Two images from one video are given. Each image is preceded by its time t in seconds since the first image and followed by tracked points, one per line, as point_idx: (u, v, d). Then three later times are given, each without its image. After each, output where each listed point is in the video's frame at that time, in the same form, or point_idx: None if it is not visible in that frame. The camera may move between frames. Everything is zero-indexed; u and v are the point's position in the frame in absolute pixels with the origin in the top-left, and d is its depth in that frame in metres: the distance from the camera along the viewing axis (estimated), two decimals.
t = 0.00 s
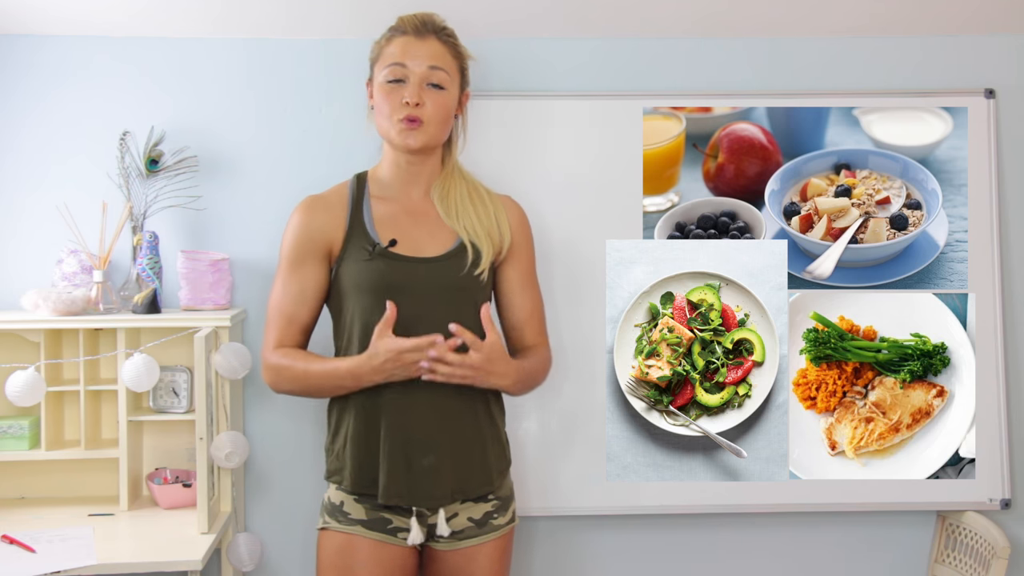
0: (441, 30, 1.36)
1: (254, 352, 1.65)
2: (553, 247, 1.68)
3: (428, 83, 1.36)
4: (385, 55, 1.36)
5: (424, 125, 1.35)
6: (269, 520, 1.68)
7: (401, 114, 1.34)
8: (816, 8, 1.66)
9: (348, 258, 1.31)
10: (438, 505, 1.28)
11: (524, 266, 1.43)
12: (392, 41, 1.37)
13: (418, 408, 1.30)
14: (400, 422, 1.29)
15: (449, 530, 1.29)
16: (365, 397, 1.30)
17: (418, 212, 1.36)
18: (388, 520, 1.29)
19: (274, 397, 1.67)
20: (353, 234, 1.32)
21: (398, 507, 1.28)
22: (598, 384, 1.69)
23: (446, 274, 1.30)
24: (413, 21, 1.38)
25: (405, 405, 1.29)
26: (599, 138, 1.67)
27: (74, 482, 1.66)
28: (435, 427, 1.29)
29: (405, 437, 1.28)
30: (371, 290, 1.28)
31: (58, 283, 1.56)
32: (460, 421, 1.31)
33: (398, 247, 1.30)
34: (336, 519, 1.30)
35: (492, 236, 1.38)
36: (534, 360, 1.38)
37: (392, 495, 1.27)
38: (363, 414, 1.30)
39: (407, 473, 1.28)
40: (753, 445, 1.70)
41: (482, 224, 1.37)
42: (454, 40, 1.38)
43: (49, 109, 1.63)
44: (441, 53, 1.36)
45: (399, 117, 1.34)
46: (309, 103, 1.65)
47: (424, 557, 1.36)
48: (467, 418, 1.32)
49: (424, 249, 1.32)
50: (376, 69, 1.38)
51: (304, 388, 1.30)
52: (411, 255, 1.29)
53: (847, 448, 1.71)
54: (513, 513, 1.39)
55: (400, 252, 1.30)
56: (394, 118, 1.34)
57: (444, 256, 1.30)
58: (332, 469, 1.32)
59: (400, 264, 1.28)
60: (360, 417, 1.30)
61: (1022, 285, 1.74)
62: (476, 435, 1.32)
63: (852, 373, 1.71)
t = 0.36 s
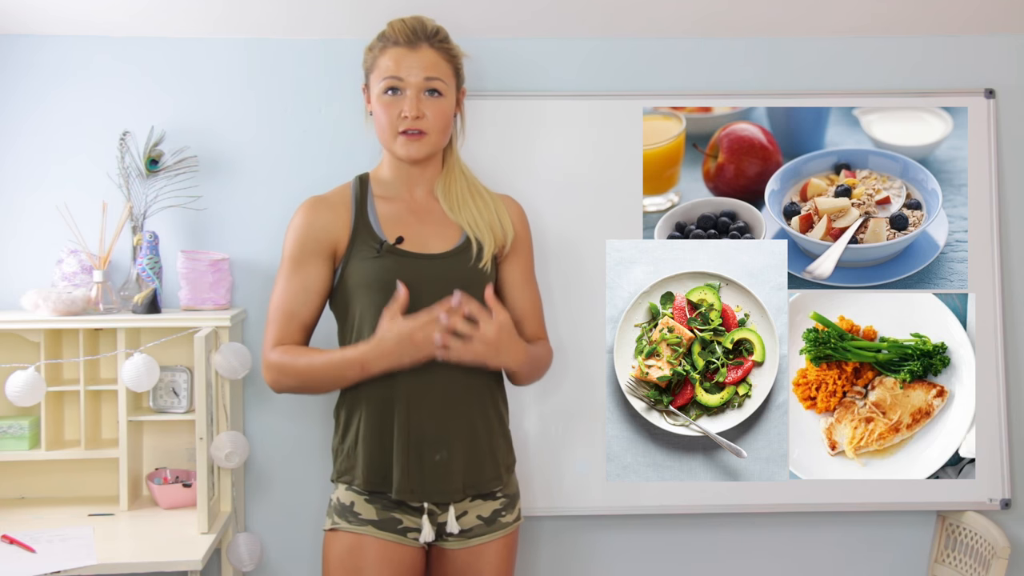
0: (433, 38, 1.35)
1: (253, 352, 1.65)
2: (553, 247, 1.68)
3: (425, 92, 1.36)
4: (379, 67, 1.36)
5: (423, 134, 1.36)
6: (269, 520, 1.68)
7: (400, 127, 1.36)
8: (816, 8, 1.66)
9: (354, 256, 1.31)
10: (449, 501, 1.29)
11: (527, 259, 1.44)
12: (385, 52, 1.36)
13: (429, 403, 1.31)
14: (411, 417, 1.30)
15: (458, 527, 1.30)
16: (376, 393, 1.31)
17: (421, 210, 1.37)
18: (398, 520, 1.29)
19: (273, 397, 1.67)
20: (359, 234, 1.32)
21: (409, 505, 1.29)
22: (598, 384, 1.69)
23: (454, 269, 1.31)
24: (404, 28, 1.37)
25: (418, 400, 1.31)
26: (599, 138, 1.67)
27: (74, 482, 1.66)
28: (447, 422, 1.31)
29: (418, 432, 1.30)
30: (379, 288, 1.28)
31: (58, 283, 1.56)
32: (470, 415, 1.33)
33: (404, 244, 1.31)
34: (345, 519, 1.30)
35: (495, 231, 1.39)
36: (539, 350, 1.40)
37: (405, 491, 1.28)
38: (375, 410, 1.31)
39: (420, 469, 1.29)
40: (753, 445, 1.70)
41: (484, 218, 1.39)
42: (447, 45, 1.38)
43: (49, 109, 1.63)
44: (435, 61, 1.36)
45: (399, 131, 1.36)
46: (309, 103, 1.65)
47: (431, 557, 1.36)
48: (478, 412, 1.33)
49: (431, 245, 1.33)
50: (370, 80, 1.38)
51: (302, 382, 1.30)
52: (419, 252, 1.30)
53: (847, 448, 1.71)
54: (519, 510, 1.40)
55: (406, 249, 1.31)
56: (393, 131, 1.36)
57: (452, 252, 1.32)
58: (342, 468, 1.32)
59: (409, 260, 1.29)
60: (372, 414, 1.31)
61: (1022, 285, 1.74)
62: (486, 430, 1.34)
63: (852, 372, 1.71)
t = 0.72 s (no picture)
0: (433, 37, 1.36)
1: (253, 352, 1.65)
2: (554, 247, 1.68)
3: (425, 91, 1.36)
4: (380, 67, 1.36)
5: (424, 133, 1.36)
6: (269, 519, 1.68)
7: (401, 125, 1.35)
8: (816, 8, 1.66)
9: (354, 262, 1.32)
10: (452, 501, 1.29)
11: (530, 255, 1.44)
12: (385, 52, 1.36)
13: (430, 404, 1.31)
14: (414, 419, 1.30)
15: (461, 525, 1.30)
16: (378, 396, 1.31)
17: (423, 211, 1.37)
18: (401, 518, 1.30)
19: (273, 397, 1.67)
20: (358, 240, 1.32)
21: (412, 504, 1.29)
22: (598, 384, 1.69)
23: (453, 270, 1.31)
24: (403, 29, 1.37)
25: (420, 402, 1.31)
26: (599, 138, 1.67)
27: (74, 482, 1.66)
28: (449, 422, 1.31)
29: (420, 433, 1.30)
30: (380, 291, 1.29)
31: (58, 283, 1.56)
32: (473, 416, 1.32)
33: (405, 246, 1.32)
34: (350, 516, 1.31)
35: (496, 229, 1.39)
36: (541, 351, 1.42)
37: (407, 491, 1.28)
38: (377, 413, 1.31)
39: (423, 469, 1.29)
40: (753, 445, 1.69)
41: (484, 218, 1.38)
42: (446, 45, 1.38)
43: (48, 108, 1.63)
44: (435, 60, 1.36)
45: (399, 129, 1.35)
46: (309, 103, 1.65)
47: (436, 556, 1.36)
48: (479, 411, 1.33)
49: (431, 246, 1.33)
50: (371, 82, 1.38)
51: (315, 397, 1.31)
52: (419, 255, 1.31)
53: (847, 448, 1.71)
54: (526, 510, 1.39)
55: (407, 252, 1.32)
56: (394, 130, 1.35)
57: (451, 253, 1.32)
58: (347, 468, 1.33)
59: (409, 263, 1.29)
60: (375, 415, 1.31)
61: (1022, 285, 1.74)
62: (489, 429, 1.34)
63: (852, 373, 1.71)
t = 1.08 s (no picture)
0: (435, 38, 1.35)
1: (253, 352, 1.66)
2: (554, 246, 1.68)
3: (426, 93, 1.35)
4: (382, 69, 1.36)
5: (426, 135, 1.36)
6: (269, 520, 1.68)
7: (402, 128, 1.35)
8: (816, 8, 1.66)
9: (360, 254, 1.32)
10: (450, 496, 1.30)
11: (533, 256, 1.45)
12: (388, 53, 1.36)
13: (429, 400, 1.31)
14: (413, 414, 1.30)
15: (460, 520, 1.31)
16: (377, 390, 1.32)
17: (427, 208, 1.38)
18: (402, 514, 1.30)
19: (273, 397, 1.67)
20: (364, 232, 1.32)
21: (411, 500, 1.30)
22: (598, 384, 1.69)
23: (455, 269, 1.31)
24: (406, 30, 1.36)
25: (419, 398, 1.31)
26: (599, 138, 1.67)
27: (74, 482, 1.66)
28: (447, 419, 1.31)
29: (419, 428, 1.30)
30: (382, 287, 1.29)
31: (58, 283, 1.56)
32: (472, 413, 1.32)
33: (409, 243, 1.32)
34: (351, 513, 1.31)
35: (502, 229, 1.40)
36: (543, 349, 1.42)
37: (405, 487, 1.28)
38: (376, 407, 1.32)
39: (420, 464, 1.29)
40: (752, 445, 1.69)
41: (492, 218, 1.39)
42: (450, 47, 1.37)
43: (49, 108, 1.63)
44: (436, 62, 1.35)
45: (401, 132, 1.35)
46: (309, 104, 1.65)
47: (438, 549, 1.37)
48: (478, 408, 1.33)
49: (436, 244, 1.33)
50: (374, 82, 1.38)
51: (319, 382, 1.29)
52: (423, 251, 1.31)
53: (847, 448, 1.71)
54: (526, 504, 1.39)
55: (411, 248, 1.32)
56: (396, 134, 1.35)
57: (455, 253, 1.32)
58: (348, 462, 1.34)
59: (413, 260, 1.29)
60: (374, 410, 1.31)
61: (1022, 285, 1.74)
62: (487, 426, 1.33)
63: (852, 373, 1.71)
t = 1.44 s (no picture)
0: (442, 42, 1.35)
1: (253, 352, 1.65)
2: (554, 246, 1.68)
3: (432, 96, 1.35)
4: (388, 70, 1.35)
5: (430, 138, 1.36)
6: (269, 519, 1.68)
7: (406, 131, 1.35)
8: (816, 8, 1.66)
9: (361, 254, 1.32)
10: (450, 496, 1.29)
11: (534, 256, 1.45)
12: (394, 55, 1.35)
13: (429, 399, 1.31)
14: (414, 414, 1.30)
15: (461, 519, 1.31)
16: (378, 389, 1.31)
17: (429, 208, 1.38)
18: (403, 512, 1.30)
19: (273, 396, 1.67)
20: (365, 232, 1.33)
21: (412, 499, 1.30)
22: (598, 384, 1.69)
23: (455, 269, 1.31)
24: (413, 31, 1.36)
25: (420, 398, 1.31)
26: (599, 138, 1.67)
27: (74, 482, 1.66)
28: (447, 418, 1.31)
29: (420, 428, 1.30)
30: (383, 287, 1.29)
31: (58, 283, 1.56)
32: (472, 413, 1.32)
33: (409, 243, 1.32)
34: (352, 511, 1.31)
35: (503, 229, 1.40)
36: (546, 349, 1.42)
37: (405, 486, 1.28)
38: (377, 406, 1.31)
39: (421, 464, 1.29)
40: (752, 445, 1.69)
41: (493, 218, 1.39)
42: (456, 50, 1.37)
43: (48, 108, 1.63)
44: (442, 65, 1.35)
45: (405, 135, 1.35)
46: (308, 104, 1.65)
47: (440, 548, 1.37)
48: (478, 408, 1.33)
49: (436, 244, 1.33)
50: (379, 83, 1.38)
51: (320, 380, 1.29)
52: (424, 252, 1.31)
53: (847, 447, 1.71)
54: (527, 504, 1.39)
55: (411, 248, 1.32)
56: (400, 136, 1.35)
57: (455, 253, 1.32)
58: (349, 461, 1.34)
59: (413, 260, 1.29)
60: (375, 409, 1.31)
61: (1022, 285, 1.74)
62: (488, 425, 1.33)
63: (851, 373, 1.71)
